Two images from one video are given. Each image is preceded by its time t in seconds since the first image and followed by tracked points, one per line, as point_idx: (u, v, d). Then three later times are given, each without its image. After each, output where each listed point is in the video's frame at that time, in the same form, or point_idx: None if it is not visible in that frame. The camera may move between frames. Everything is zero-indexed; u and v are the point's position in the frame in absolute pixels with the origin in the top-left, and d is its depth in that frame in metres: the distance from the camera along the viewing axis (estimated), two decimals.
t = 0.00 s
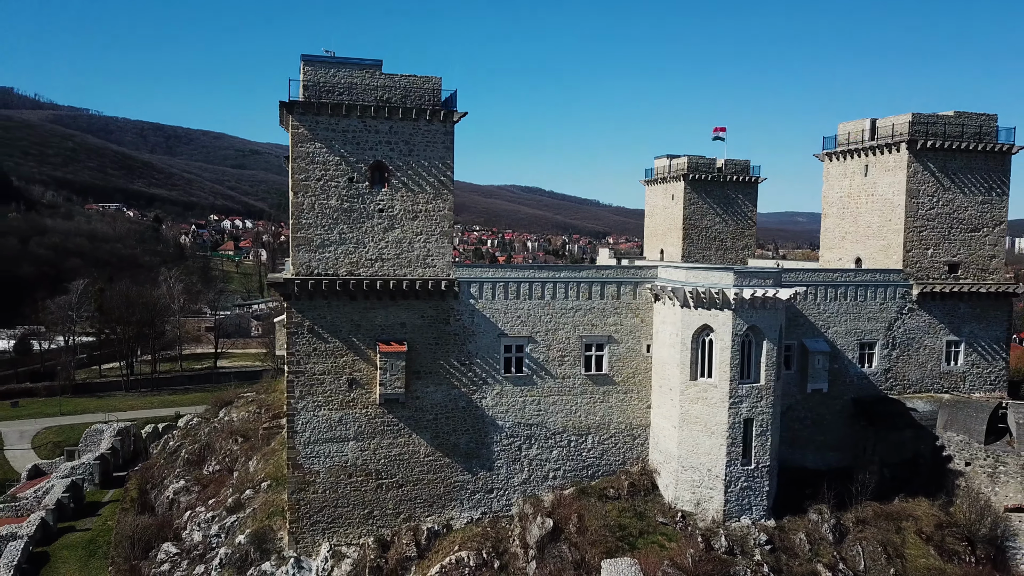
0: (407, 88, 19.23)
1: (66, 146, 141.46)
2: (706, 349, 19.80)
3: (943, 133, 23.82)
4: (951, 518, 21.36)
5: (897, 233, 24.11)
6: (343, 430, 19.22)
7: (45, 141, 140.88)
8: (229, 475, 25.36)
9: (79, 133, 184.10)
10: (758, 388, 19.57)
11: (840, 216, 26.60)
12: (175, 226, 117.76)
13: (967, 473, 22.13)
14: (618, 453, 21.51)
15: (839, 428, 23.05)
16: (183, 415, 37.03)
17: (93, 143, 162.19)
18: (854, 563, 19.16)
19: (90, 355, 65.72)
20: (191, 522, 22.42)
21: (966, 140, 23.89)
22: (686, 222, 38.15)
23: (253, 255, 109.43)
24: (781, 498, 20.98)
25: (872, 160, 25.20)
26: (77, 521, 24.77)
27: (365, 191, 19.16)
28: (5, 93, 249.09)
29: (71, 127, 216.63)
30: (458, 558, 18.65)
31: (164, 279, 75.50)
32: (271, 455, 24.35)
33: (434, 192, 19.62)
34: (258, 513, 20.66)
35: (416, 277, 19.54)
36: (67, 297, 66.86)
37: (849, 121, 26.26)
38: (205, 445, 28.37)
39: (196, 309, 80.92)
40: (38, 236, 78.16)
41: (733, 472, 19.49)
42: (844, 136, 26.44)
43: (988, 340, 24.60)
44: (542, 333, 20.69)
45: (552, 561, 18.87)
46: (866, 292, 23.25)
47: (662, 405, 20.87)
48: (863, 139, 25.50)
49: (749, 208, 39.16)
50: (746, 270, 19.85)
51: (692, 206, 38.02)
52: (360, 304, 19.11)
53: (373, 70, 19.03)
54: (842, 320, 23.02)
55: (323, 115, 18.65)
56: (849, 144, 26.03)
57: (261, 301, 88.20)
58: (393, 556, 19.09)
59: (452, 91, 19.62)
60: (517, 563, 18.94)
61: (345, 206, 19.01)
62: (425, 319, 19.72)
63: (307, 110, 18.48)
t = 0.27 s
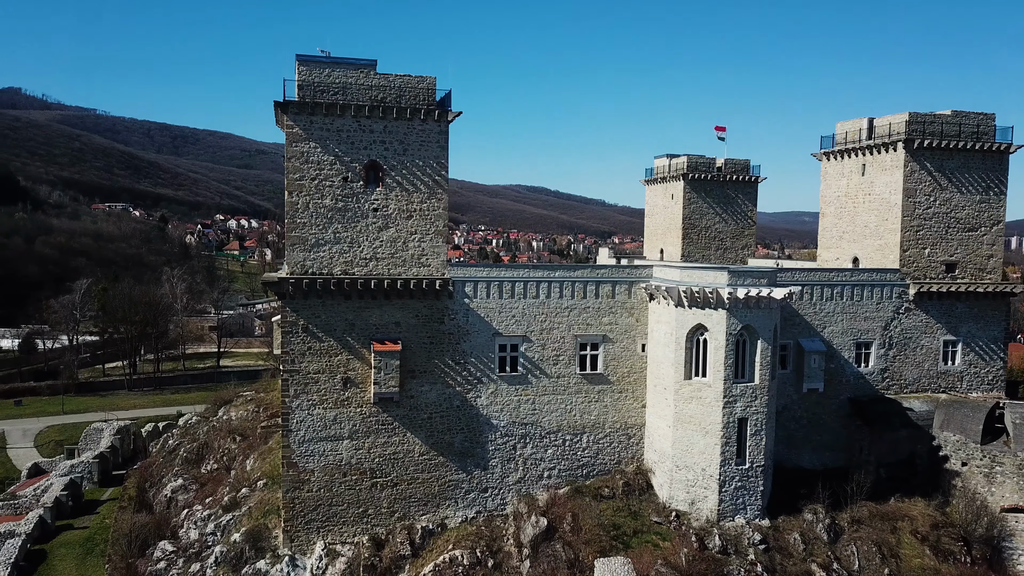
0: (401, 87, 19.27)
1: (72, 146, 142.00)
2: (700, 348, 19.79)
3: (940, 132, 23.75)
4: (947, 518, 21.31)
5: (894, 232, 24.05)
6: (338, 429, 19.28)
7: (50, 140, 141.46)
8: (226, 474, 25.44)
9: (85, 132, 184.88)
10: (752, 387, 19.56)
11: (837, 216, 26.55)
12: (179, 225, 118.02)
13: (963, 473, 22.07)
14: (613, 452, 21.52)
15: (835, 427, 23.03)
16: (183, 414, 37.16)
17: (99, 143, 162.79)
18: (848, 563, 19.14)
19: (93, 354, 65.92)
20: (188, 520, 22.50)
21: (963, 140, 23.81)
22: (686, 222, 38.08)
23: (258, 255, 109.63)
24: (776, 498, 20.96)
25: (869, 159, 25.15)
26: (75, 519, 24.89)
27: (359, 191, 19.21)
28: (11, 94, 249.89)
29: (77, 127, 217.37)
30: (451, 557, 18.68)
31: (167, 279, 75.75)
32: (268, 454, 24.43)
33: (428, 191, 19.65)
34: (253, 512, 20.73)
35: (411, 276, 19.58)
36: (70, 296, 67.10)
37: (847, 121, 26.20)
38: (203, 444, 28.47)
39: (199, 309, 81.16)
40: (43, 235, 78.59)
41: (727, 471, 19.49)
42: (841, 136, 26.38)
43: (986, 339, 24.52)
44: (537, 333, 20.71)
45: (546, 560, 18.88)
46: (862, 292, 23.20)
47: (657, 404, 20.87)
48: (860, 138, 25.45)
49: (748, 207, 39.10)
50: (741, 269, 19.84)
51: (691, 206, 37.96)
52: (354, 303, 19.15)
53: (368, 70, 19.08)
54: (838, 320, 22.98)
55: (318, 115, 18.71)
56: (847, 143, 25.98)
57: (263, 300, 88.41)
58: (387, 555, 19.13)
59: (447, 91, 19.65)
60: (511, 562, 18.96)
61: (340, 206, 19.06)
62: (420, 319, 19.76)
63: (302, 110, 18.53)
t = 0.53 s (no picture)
0: (396, 87, 19.30)
1: (79, 146, 142.60)
2: (694, 348, 19.77)
3: (938, 132, 23.67)
4: (943, 519, 21.24)
5: (891, 232, 23.99)
6: (332, 428, 19.31)
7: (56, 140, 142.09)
8: (223, 473, 25.51)
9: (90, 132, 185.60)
10: (747, 387, 19.53)
11: (835, 215, 26.49)
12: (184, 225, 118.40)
13: (960, 474, 21.97)
14: (608, 452, 21.52)
15: (831, 427, 23.00)
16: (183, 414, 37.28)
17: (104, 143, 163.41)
18: (843, 563, 19.10)
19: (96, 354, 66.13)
20: (184, 519, 22.57)
21: (961, 139, 23.73)
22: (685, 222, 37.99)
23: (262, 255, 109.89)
24: (771, 498, 20.92)
25: (866, 159, 25.09)
26: (73, 518, 25.01)
27: (354, 191, 19.24)
28: (19, 95, 251.09)
29: (84, 127, 218.28)
30: (445, 556, 18.70)
31: (170, 279, 75.99)
32: (265, 453, 24.49)
33: (422, 191, 19.67)
34: (248, 511, 20.80)
35: (405, 275, 19.60)
36: (73, 296, 67.39)
37: (844, 120, 26.15)
38: (201, 443, 28.56)
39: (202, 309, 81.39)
40: (49, 235, 79.01)
41: (721, 471, 19.46)
42: (839, 135, 26.32)
43: (984, 339, 24.42)
44: (532, 332, 20.72)
45: (540, 560, 18.88)
46: (859, 292, 23.15)
47: (652, 404, 20.85)
48: (858, 138, 25.38)
49: (748, 207, 39.03)
50: (735, 269, 19.82)
51: (691, 206, 37.88)
52: (349, 303, 19.19)
53: (362, 70, 19.12)
54: (835, 320, 22.93)
55: (312, 115, 18.76)
56: (844, 143, 25.92)
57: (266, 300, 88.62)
58: (381, 554, 19.16)
59: (441, 91, 19.67)
60: (505, 561, 18.97)
61: (334, 206, 19.10)
62: (414, 318, 19.77)
63: (296, 110, 18.58)
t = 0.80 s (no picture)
0: (390, 87, 19.33)
1: (86, 146, 143.16)
2: (689, 348, 19.76)
3: (935, 132, 23.60)
4: (939, 519, 21.19)
5: (888, 232, 23.92)
6: (326, 427, 19.36)
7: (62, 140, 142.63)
8: (220, 472, 25.57)
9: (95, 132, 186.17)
10: (741, 387, 19.51)
11: (832, 215, 26.42)
12: (189, 225, 118.76)
13: (956, 475, 21.87)
14: (602, 451, 21.52)
15: (827, 427, 22.98)
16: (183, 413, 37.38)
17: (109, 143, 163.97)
18: (837, 563, 19.07)
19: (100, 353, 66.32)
20: (181, 517, 22.65)
21: (958, 139, 23.66)
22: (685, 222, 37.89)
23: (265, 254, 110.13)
24: (766, 498, 20.89)
25: (864, 158, 25.03)
26: (70, 516, 25.11)
27: (348, 190, 19.28)
28: (26, 95, 252.23)
29: (90, 127, 219.20)
30: (439, 555, 18.72)
31: (173, 279, 76.22)
32: (261, 452, 24.56)
33: (417, 190, 19.70)
34: (243, 510, 20.87)
35: (399, 275, 19.63)
36: (76, 296, 67.66)
37: (842, 120, 26.08)
38: (199, 442, 28.65)
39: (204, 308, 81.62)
40: (54, 235, 79.38)
41: (715, 471, 19.45)
42: (836, 135, 26.26)
43: (981, 339, 24.33)
44: (526, 332, 20.72)
45: (533, 560, 18.89)
46: (855, 292, 23.10)
47: (647, 404, 20.85)
48: (855, 138, 25.32)
49: (748, 207, 38.95)
50: (730, 269, 19.81)
51: (690, 206, 37.78)
52: (343, 302, 19.23)
53: (357, 70, 19.15)
54: (831, 319, 22.89)
55: (306, 115, 18.79)
56: (841, 143, 25.86)
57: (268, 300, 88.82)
58: (375, 553, 19.20)
59: (436, 91, 19.69)
60: (498, 561, 18.99)
61: (328, 205, 19.14)
62: (408, 318, 19.79)
63: (290, 110, 18.63)
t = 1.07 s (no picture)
0: (384, 87, 19.37)
1: (93, 146, 143.72)
2: (683, 347, 19.75)
3: (932, 131, 23.53)
4: (934, 519, 21.14)
5: (884, 232, 23.87)
6: (321, 427, 19.41)
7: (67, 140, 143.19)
8: (218, 471, 25.66)
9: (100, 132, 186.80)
10: (735, 387, 19.49)
11: (829, 215, 26.37)
12: (194, 225, 119.10)
13: (952, 475, 21.82)
14: (597, 451, 21.53)
15: (823, 427, 22.95)
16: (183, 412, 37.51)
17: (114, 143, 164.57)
18: (831, 564, 19.05)
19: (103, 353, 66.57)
20: (177, 516, 22.74)
21: (955, 138, 23.59)
22: (685, 221, 37.80)
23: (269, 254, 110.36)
24: (760, 498, 20.87)
25: (860, 158, 24.98)
26: (68, 515, 25.24)
27: (342, 190, 19.34)
28: (33, 95, 253.38)
29: (98, 127, 220.13)
30: (432, 554, 18.75)
31: (176, 279, 76.46)
32: (258, 451, 24.63)
33: (411, 190, 19.73)
34: (239, 508, 20.95)
35: (393, 274, 19.66)
36: (79, 296, 67.94)
37: (839, 120, 26.04)
38: (198, 441, 28.75)
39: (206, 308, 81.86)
40: (59, 235, 79.76)
41: (709, 471, 19.44)
42: (833, 135, 26.22)
43: (979, 339, 24.24)
44: (521, 332, 20.74)
45: (526, 559, 18.91)
46: (851, 292, 23.05)
47: (641, 404, 20.85)
48: (852, 138, 25.28)
49: (748, 207, 38.85)
50: (724, 268, 19.80)
51: (689, 206, 37.70)
52: (337, 302, 19.27)
53: (351, 70, 19.20)
54: (827, 319, 22.86)
55: (301, 115, 18.86)
56: (839, 143, 25.81)
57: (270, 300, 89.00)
58: (369, 552, 19.26)
59: (430, 91, 19.73)
60: (491, 560, 19.02)
61: (323, 205, 19.20)
62: (403, 317, 19.82)
63: (285, 110, 18.70)
